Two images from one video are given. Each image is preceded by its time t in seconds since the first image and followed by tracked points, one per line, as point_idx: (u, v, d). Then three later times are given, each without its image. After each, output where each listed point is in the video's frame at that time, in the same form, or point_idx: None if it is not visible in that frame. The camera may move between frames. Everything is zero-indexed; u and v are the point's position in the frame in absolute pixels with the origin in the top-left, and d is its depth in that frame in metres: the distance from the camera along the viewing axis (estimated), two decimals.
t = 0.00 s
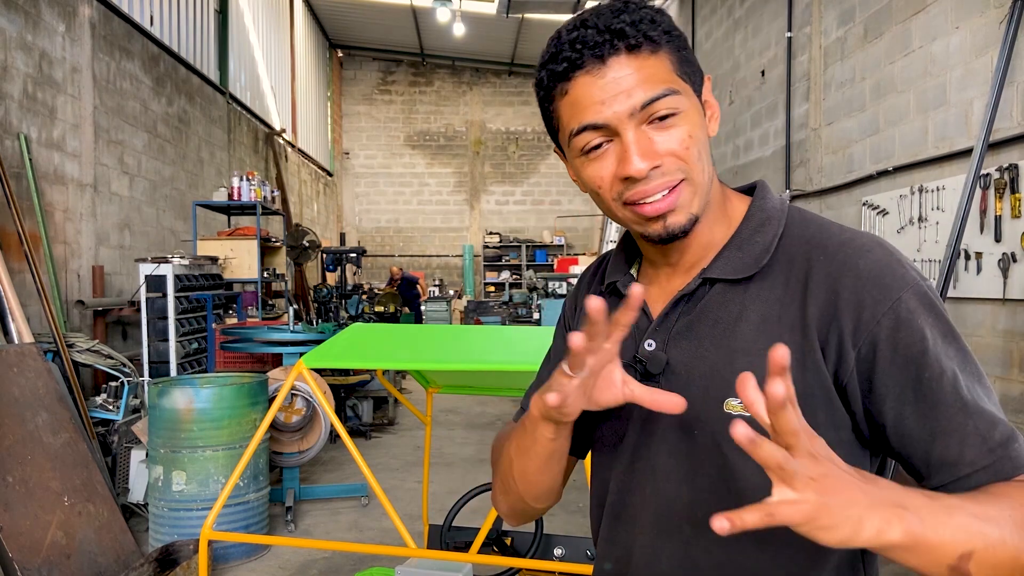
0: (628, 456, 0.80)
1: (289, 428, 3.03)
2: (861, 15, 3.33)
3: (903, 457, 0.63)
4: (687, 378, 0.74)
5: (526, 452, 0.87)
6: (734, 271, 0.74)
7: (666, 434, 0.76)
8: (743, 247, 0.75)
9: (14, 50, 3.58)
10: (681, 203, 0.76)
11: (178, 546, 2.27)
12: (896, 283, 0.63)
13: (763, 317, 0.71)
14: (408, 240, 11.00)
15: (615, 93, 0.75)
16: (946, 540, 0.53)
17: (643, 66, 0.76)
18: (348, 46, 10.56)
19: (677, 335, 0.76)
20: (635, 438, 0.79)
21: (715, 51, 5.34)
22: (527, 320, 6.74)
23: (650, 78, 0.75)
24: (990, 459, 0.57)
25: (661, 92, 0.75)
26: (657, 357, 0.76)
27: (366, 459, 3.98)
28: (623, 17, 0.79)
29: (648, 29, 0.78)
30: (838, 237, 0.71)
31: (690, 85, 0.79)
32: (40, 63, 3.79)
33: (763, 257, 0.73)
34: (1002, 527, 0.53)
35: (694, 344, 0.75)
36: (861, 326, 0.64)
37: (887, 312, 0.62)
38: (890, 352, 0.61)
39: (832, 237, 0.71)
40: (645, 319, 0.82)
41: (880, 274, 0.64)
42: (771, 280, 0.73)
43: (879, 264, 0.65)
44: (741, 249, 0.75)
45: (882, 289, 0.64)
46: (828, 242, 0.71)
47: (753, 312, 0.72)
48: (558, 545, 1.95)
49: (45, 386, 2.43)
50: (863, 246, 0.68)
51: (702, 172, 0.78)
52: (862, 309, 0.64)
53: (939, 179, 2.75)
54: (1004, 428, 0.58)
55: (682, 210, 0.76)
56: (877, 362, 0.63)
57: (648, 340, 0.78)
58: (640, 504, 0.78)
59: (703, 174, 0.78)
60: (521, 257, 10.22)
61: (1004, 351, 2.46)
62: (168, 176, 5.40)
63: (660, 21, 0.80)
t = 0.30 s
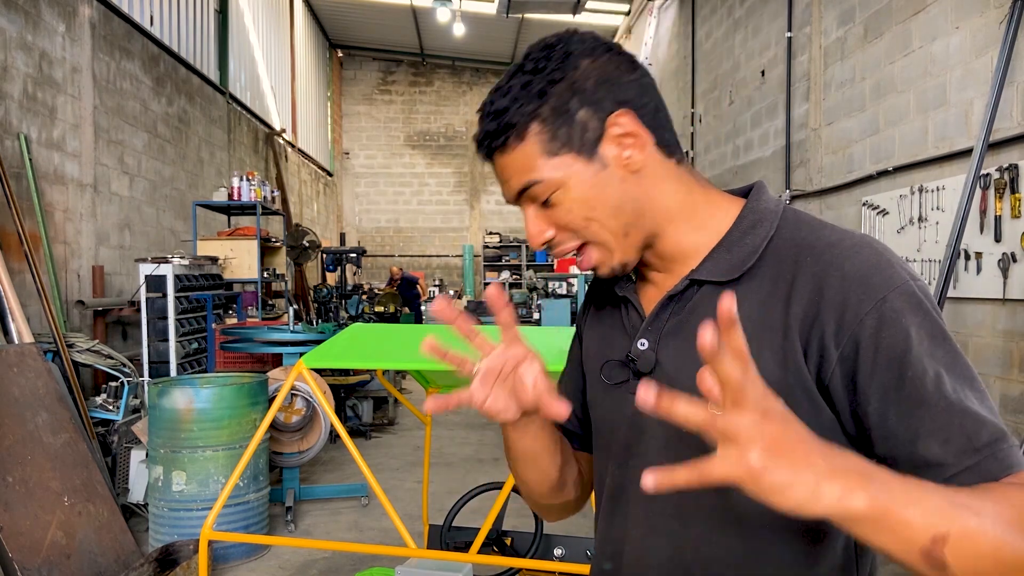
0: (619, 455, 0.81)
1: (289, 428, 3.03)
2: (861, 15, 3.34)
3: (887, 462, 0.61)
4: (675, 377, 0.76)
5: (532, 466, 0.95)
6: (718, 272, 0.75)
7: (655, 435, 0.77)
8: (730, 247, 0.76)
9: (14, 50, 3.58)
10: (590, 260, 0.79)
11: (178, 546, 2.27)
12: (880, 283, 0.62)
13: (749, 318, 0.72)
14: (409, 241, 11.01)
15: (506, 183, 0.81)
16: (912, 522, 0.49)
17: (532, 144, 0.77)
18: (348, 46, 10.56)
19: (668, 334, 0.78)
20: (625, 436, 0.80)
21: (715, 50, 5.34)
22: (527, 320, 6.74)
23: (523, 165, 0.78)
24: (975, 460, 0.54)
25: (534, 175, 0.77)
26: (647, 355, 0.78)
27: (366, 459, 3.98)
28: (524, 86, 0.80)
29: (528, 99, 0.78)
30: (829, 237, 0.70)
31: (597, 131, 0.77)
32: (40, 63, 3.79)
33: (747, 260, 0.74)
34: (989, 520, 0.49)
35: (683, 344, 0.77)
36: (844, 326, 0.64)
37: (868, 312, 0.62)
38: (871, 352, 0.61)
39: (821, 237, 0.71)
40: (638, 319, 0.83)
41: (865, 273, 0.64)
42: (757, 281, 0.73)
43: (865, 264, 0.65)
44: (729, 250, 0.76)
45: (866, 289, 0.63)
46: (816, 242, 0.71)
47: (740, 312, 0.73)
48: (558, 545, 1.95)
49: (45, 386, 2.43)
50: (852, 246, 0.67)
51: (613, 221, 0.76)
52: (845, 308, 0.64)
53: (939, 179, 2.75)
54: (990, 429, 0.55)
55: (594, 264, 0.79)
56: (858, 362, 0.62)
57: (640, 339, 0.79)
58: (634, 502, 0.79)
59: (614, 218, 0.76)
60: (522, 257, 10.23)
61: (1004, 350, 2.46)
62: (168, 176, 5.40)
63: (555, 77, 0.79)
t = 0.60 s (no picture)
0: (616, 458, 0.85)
1: (289, 428, 3.03)
2: (861, 16, 3.34)
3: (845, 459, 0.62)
4: (653, 379, 0.79)
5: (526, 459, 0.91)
6: (683, 275, 0.77)
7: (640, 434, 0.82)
8: (699, 248, 0.77)
9: (14, 50, 3.58)
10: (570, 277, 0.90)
11: (178, 546, 2.27)
12: (833, 279, 0.62)
13: (714, 319, 0.74)
14: (408, 241, 11.01)
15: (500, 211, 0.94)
16: (815, 547, 0.48)
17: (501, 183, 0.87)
18: (348, 46, 10.56)
19: (648, 335, 0.80)
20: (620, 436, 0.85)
21: (714, 51, 5.34)
22: (526, 320, 6.74)
23: (500, 202, 0.90)
24: (915, 462, 0.53)
25: (507, 212, 0.90)
26: (631, 357, 0.82)
27: (366, 459, 3.99)
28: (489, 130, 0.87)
29: (491, 144, 0.87)
30: (795, 234, 0.70)
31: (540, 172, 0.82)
32: (40, 63, 3.79)
33: (711, 262, 0.75)
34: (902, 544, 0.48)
35: (660, 345, 0.78)
36: (794, 324, 0.64)
37: (819, 310, 0.62)
38: (819, 349, 0.61)
39: (788, 234, 0.70)
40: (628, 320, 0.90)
41: (821, 270, 0.64)
42: (723, 281, 0.74)
43: (822, 261, 0.65)
44: (701, 252, 0.76)
45: (818, 285, 0.63)
46: (779, 241, 0.70)
47: (707, 314, 0.74)
48: (558, 545, 1.96)
49: (45, 386, 2.43)
50: (813, 243, 0.67)
51: (575, 245, 0.85)
52: (796, 306, 0.65)
53: (939, 179, 2.75)
54: (933, 428, 0.53)
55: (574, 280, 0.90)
56: (808, 360, 0.63)
57: (628, 342, 0.82)
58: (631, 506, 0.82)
59: (574, 242, 0.85)
60: (522, 257, 10.24)
61: (1004, 350, 2.46)
62: (168, 176, 5.40)
63: (506, 124, 0.84)
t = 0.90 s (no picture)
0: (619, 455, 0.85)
1: (289, 428, 3.04)
2: (861, 16, 3.34)
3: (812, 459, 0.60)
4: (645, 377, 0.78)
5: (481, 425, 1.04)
6: (672, 273, 0.76)
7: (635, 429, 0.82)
8: (690, 246, 0.76)
9: (14, 50, 3.58)
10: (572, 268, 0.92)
11: (178, 545, 2.27)
12: (805, 276, 0.61)
13: (698, 316, 0.72)
14: (409, 241, 11.00)
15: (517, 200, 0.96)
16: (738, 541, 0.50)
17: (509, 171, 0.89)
18: (348, 46, 10.55)
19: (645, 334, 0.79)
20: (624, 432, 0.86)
21: (714, 51, 5.34)
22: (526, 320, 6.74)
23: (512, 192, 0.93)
24: (865, 460, 0.52)
25: (517, 202, 0.92)
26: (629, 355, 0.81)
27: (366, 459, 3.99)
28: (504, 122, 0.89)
29: (503, 138, 0.88)
30: (780, 231, 0.68)
31: (543, 166, 0.83)
32: (40, 63, 3.79)
33: (698, 261, 0.74)
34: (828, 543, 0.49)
35: (652, 344, 0.78)
36: (765, 321, 0.63)
37: (788, 307, 0.60)
38: (787, 345, 0.60)
39: (772, 232, 0.68)
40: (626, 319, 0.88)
41: (794, 266, 0.62)
42: (708, 280, 0.73)
43: (798, 257, 0.63)
44: (690, 251, 0.76)
45: (789, 282, 0.62)
46: (760, 239, 0.69)
47: (693, 312, 0.73)
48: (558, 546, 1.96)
49: (45, 386, 2.44)
50: (792, 240, 0.65)
51: (575, 238, 0.86)
52: (766, 302, 0.63)
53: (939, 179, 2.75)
54: (892, 427, 0.51)
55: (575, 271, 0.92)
56: (777, 357, 0.62)
57: (629, 341, 0.82)
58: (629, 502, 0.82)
59: (572, 235, 0.87)
60: (522, 257, 10.24)
61: (1004, 351, 2.46)
62: (168, 176, 5.40)
63: (514, 117, 0.85)
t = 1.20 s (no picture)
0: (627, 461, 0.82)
1: (289, 428, 3.04)
2: (861, 16, 3.34)
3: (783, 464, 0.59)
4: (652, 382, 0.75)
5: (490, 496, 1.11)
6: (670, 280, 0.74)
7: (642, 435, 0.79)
8: (688, 253, 0.74)
9: (14, 50, 3.58)
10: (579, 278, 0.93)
11: (178, 545, 2.27)
12: (784, 281, 0.59)
13: (695, 323, 0.70)
14: (409, 241, 11.01)
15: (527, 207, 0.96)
16: None
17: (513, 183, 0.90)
18: (348, 46, 10.56)
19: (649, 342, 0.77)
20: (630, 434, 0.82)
21: (714, 51, 5.34)
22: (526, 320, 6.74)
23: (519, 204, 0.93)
24: (805, 465, 0.52)
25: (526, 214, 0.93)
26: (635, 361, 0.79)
27: (366, 459, 3.99)
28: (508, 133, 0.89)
29: (507, 149, 0.89)
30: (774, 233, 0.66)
31: (544, 181, 0.84)
32: (40, 64, 3.79)
33: (694, 266, 0.72)
34: None
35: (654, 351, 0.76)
36: (742, 326, 0.62)
37: (762, 313, 0.60)
38: (759, 350, 0.59)
39: (765, 233, 0.66)
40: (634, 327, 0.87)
41: (774, 269, 0.61)
42: (705, 286, 0.71)
43: (777, 260, 0.62)
44: (689, 256, 0.73)
45: (767, 286, 0.60)
46: (751, 243, 0.66)
47: (689, 319, 0.71)
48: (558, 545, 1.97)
49: (45, 386, 2.44)
50: (779, 243, 0.63)
51: (578, 250, 0.87)
52: (743, 308, 0.62)
53: (938, 179, 2.75)
54: (833, 438, 0.51)
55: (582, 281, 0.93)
56: (754, 361, 0.61)
57: (636, 349, 0.81)
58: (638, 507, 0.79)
59: (576, 248, 0.88)
60: (521, 257, 10.26)
61: (1004, 350, 2.46)
62: (168, 176, 5.40)
63: (516, 131, 0.85)
